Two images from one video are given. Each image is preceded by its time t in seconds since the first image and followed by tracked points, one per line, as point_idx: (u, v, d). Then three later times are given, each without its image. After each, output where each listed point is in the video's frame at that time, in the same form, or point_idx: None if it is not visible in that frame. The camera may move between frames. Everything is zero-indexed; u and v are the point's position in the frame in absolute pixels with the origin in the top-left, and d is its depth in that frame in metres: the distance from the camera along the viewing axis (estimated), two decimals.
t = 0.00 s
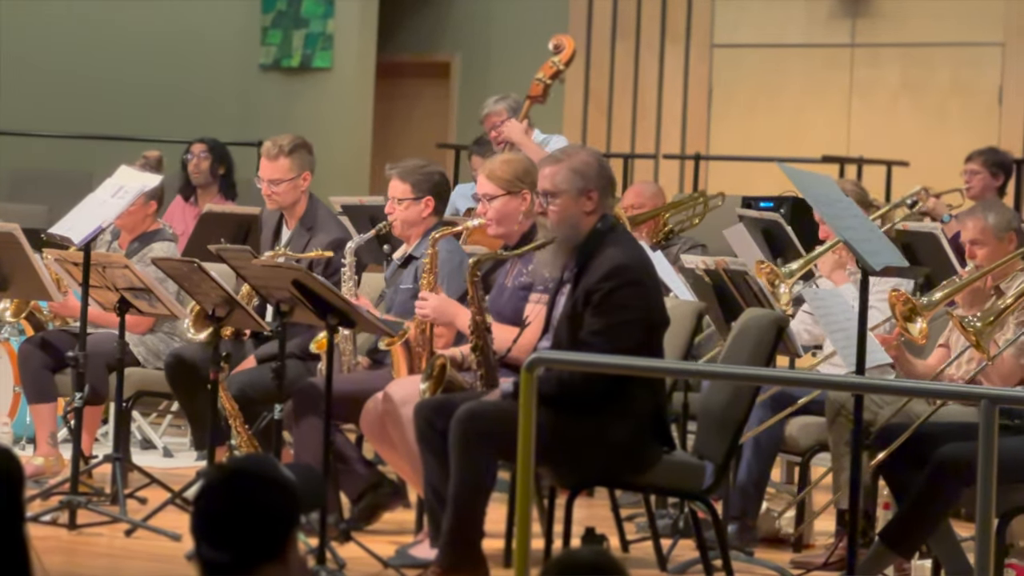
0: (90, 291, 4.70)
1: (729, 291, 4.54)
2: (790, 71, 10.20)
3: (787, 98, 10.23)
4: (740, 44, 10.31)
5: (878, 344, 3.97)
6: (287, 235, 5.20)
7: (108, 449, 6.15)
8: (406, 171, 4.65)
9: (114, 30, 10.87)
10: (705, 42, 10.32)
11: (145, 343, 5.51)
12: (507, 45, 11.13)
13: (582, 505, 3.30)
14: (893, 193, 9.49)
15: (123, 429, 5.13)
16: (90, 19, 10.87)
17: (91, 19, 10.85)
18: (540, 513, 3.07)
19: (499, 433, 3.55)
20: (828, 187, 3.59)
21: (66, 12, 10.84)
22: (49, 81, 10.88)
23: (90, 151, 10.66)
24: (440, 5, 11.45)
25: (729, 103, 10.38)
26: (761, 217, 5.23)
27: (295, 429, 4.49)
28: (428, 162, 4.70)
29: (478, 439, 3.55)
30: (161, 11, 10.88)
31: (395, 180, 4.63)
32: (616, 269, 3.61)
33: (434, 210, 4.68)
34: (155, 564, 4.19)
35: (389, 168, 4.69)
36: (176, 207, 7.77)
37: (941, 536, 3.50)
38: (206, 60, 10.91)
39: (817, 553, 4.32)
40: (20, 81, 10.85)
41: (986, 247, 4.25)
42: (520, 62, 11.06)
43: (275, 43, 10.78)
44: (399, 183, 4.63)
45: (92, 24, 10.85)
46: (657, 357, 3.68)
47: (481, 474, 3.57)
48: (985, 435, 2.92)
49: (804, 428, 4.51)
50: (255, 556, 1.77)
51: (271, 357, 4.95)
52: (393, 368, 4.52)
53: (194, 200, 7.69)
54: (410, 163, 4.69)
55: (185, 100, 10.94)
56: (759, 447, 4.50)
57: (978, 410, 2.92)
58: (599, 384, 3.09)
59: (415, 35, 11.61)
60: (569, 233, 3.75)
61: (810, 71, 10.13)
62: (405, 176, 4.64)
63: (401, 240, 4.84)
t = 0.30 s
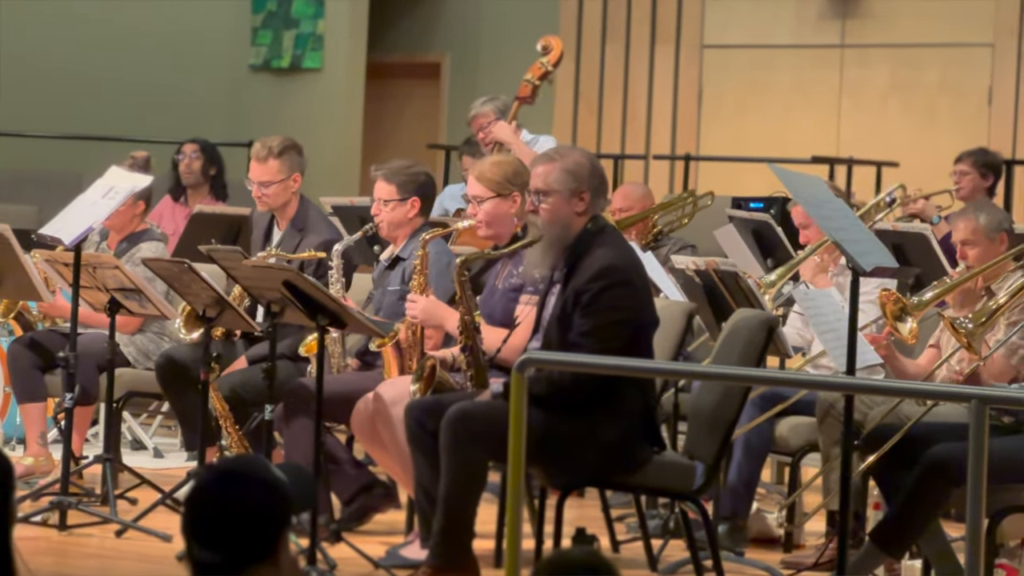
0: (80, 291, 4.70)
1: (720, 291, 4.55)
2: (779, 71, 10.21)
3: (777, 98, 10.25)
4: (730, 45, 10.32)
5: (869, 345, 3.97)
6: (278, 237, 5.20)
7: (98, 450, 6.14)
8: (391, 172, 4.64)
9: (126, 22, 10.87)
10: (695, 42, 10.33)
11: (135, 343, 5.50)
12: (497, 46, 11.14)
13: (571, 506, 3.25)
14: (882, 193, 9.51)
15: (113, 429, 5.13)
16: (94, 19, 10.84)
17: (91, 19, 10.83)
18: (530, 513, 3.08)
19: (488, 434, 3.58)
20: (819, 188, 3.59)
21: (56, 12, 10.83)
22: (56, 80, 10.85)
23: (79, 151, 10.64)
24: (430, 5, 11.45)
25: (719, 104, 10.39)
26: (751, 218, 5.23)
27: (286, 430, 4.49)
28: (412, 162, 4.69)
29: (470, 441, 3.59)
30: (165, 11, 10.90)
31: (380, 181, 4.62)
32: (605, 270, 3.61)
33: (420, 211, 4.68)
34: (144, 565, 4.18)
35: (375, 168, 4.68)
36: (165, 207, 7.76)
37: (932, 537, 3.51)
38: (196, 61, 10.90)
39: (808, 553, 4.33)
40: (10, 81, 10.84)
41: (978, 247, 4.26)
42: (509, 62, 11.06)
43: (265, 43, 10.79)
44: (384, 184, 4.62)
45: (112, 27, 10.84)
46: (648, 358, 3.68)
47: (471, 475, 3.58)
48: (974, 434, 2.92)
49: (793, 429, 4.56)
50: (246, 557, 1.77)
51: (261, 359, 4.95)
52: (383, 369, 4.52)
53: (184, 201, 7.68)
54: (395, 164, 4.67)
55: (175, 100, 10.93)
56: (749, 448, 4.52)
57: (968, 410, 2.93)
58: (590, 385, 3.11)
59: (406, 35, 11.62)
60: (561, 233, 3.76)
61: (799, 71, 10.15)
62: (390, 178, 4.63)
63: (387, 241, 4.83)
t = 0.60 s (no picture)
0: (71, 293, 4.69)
1: (710, 292, 4.56)
2: (770, 72, 10.23)
3: (768, 99, 10.26)
4: (720, 46, 10.33)
5: (859, 345, 3.99)
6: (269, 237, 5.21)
7: (88, 451, 6.13)
8: (374, 174, 4.66)
9: (115, 21, 10.84)
10: (686, 43, 10.35)
11: (125, 344, 5.51)
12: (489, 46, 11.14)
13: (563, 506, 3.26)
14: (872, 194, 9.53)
15: (104, 430, 5.12)
16: (89, 19, 10.80)
17: (83, 19, 10.82)
18: (521, 514, 3.09)
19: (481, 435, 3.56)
20: (808, 189, 3.60)
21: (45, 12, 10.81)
22: (54, 81, 10.79)
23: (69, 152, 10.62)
24: (421, 6, 11.45)
25: (710, 105, 10.40)
26: (742, 219, 5.24)
27: (276, 431, 4.49)
28: (395, 164, 4.72)
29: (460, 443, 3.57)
30: (155, 11, 10.88)
31: (363, 183, 4.63)
32: (595, 270, 3.62)
33: (403, 212, 4.69)
34: (135, 567, 4.18)
35: (358, 170, 4.69)
36: (155, 209, 7.76)
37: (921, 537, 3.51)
38: (186, 61, 10.89)
39: (798, 554, 4.33)
40: None
41: (967, 248, 4.27)
42: (500, 62, 11.06)
43: (256, 44, 10.79)
44: (367, 185, 4.63)
45: (102, 26, 10.81)
46: (637, 358, 3.68)
47: (460, 475, 3.58)
48: (964, 434, 2.92)
49: (784, 430, 4.54)
50: (237, 557, 1.76)
51: (252, 360, 4.96)
52: (374, 370, 4.52)
53: (174, 202, 7.67)
54: (378, 166, 4.69)
55: (165, 101, 10.91)
56: (739, 449, 4.49)
57: (958, 410, 2.93)
58: (580, 386, 3.10)
59: (396, 35, 11.61)
60: (551, 233, 3.76)
61: (790, 72, 10.16)
62: (373, 180, 4.64)
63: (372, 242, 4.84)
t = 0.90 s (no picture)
0: (61, 294, 4.69)
1: (700, 293, 4.57)
2: (761, 73, 10.23)
3: (758, 100, 10.27)
4: (711, 47, 10.34)
5: (849, 346, 4.02)
6: (258, 239, 5.21)
7: (79, 453, 6.12)
8: (355, 177, 4.66)
9: (115, 21, 10.80)
10: (677, 44, 10.35)
11: (116, 345, 5.51)
12: (479, 48, 11.13)
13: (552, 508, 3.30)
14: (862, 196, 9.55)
15: (94, 432, 5.12)
16: (81, 19, 10.75)
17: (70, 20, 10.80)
18: (512, 516, 3.09)
19: (472, 435, 3.55)
20: (799, 190, 3.61)
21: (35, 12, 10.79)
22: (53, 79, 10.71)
23: (59, 153, 10.61)
24: (412, 6, 11.45)
25: (701, 106, 10.41)
26: (733, 221, 5.24)
27: (267, 433, 4.48)
28: (374, 167, 4.73)
29: (450, 444, 3.57)
30: (143, 12, 10.86)
31: (345, 186, 4.63)
32: (586, 271, 3.62)
33: (385, 214, 4.69)
34: (125, 569, 4.17)
35: (338, 174, 4.69)
36: (146, 210, 7.75)
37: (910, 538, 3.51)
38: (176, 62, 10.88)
39: (789, 556, 4.34)
40: None
41: (956, 250, 4.28)
42: (490, 63, 11.06)
43: (246, 46, 10.84)
44: (348, 190, 4.63)
45: (104, 25, 10.77)
46: (628, 359, 3.68)
47: (451, 477, 3.58)
48: (953, 436, 2.92)
49: (775, 431, 4.55)
50: (226, 561, 1.77)
51: (242, 362, 4.96)
52: (364, 372, 4.52)
53: (165, 204, 7.66)
54: (358, 169, 4.70)
55: (155, 102, 10.90)
56: (730, 451, 4.48)
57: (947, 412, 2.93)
58: (569, 388, 3.11)
59: (387, 37, 11.61)
60: (542, 236, 3.76)
61: (780, 74, 10.18)
62: (354, 183, 4.64)
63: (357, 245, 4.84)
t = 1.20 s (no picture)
0: (51, 296, 4.68)
1: (689, 294, 4.58)
2: (751, 75, 10.25)
3: (749, 102, 10.28)
4: (701, 49, 10.35)
5: (839, 349, 4.01)
6: (248, 241, 5.20)
7: (68, 454, 6.11)
8: (338, 180, 4.65)
9: (118, 21, 10.83)
10: (667, 46, 10.37)
11: (106, 347, 5.50)
12: (471, 49, 11.14)
13: (542, 509, 3.29)
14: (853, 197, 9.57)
15: (84, 433, 5.11)
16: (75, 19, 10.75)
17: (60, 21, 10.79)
18: (503, 518, 3.10)
19: (463, 437, 3.55)
20: (789, 191, 3.62)
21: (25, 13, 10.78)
22: (51, 76, 10.87)
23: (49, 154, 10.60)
24: (403, 7, 11.44)
25: (691, 108, 10.42)
26: (723, 222, 5.23)
27: (256, 434, 4.48)
28: (357, 169, 4.72)
29: (440, 445, 3.55)
30: (133, 12, 10.84)
31: (328, 190, 4.63)
32: (577, 272, 3.63)
33: (369, 216, 4.68)
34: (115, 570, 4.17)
35: (321, 178, 4.69)
36: (138, 212, 7.75)
37: (900, 540, 3.52)
38: (166, 62, 10.87)
39: (779, 557, 4.34)
40: None
41: (947, 250, 4.29)
42: (481, 64, 11.06)
43: (236, 47, 10.76)
44: (331, 194, 4.62)
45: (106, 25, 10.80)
46: (618, 360, 3.69)
47: (441, 479, 3.57)
48: (944, 438, 2.93)
49: (765, 432, 4.52)
50: (219, 562, 1.78)
51: (232, 363, 4.96)
52: (354, 373, 4.53)
53: (157, 205, 7.66)
54: (341, 171, 4.69)
55: (145, 103, 10.88)
56: (721, 454, 4.49)
57: (938, 413, 2.93)
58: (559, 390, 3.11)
59: (378, 38, 11.60)
60: (533, 236, 3.77)
61: (771, 75, 10.19)
62: (337, 186, 4.63)
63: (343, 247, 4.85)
